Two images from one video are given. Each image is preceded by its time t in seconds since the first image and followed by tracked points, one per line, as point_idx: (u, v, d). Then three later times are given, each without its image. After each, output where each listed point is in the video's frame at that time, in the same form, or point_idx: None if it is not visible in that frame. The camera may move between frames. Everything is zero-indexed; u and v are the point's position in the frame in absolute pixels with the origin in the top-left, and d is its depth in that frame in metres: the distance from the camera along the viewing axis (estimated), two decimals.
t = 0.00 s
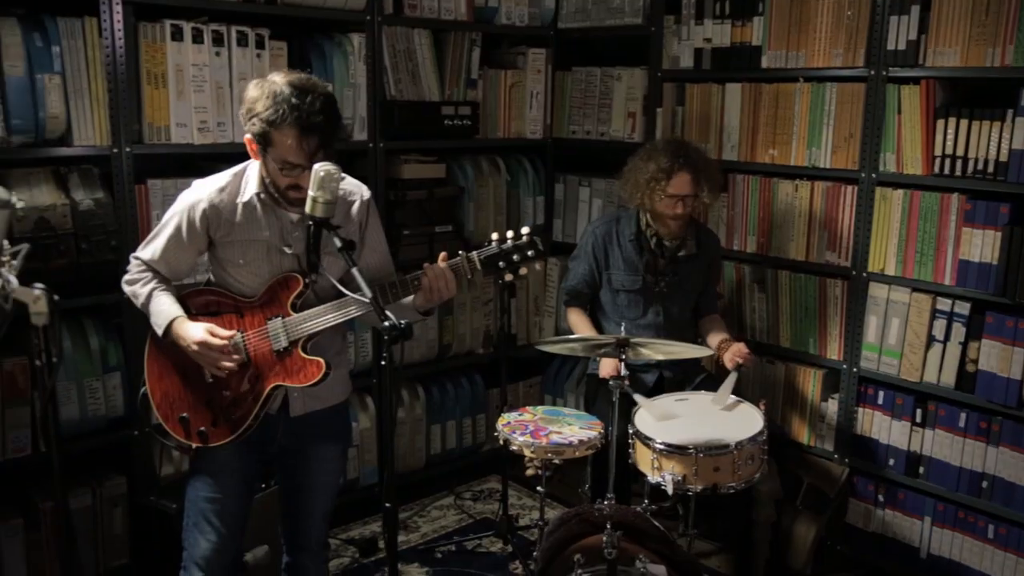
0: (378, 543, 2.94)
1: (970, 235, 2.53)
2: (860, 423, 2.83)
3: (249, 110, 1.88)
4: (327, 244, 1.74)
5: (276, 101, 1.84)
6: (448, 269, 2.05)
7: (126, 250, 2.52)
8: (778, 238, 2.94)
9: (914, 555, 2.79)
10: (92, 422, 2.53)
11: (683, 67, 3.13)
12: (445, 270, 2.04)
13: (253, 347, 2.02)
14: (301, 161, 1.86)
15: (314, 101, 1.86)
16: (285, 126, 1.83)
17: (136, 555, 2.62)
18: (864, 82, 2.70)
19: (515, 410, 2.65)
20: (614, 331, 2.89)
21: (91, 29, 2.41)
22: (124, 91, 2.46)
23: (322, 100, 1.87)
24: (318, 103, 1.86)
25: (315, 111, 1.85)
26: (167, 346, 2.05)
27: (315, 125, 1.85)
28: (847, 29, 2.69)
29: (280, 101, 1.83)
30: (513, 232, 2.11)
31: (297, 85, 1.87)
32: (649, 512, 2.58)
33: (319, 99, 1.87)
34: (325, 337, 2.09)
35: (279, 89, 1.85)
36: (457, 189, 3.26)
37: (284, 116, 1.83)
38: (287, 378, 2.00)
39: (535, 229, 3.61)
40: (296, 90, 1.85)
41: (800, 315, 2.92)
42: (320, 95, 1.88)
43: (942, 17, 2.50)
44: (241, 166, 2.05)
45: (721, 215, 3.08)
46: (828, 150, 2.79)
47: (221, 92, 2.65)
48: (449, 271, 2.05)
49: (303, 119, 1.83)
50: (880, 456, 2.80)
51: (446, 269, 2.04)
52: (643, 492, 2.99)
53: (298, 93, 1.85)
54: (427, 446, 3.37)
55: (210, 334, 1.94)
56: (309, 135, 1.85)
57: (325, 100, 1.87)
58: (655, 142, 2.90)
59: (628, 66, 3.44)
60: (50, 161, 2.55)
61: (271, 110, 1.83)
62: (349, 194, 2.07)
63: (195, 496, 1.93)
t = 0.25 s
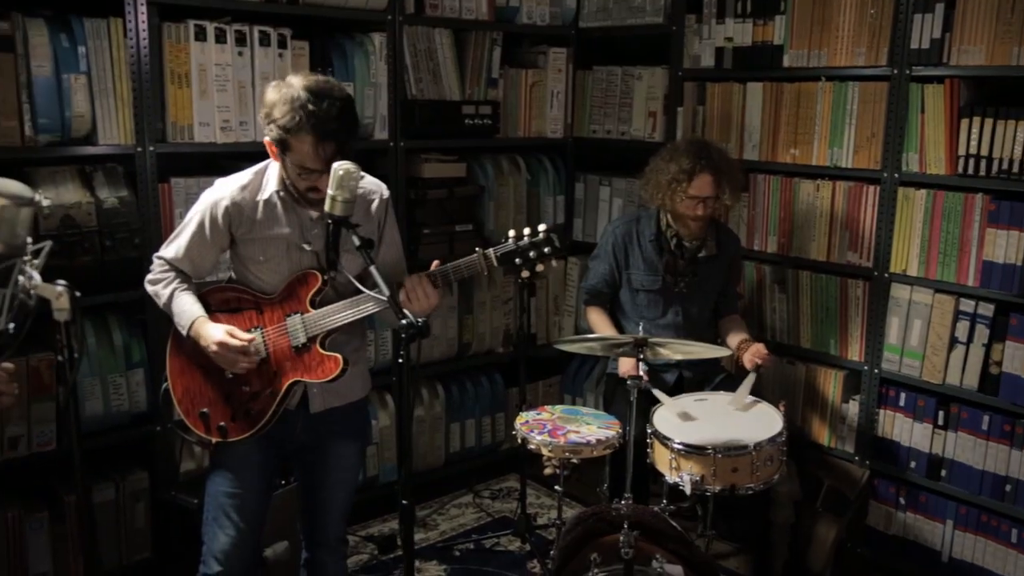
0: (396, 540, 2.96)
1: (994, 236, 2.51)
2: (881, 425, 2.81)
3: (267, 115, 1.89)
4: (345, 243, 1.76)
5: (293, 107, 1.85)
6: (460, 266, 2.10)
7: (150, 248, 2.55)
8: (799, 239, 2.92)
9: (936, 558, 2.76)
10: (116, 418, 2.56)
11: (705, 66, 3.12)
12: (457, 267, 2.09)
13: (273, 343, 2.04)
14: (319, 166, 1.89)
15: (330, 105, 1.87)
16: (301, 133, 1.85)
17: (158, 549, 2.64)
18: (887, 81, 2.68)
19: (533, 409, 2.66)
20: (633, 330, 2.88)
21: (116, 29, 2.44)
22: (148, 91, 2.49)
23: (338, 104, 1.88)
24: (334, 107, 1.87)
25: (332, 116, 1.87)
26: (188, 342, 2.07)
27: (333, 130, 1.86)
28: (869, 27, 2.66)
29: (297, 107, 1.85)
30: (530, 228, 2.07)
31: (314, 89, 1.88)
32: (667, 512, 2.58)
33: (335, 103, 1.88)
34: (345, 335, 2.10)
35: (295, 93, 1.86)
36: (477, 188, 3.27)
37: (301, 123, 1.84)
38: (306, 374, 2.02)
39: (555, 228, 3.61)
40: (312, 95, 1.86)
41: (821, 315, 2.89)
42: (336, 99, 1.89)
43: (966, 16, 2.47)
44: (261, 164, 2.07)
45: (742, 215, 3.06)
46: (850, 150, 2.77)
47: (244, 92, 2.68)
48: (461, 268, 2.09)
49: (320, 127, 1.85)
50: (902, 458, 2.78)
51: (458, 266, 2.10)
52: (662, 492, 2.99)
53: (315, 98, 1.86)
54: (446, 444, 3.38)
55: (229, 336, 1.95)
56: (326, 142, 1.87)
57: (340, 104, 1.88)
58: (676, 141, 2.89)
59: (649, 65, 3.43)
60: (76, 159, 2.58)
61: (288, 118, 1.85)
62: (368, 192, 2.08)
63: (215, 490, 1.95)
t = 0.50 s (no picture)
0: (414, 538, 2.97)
1: (1016, 237, 2.48)
2: (900, 427, 2.78)
3: (287, 122, 1.90)
4: (363, 242, 1.77)
5: (312, 116, 1.86)
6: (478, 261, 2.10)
7: (171, 245, 2.57)
8: (819, 239, 2.90)
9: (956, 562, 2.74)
10: (137, 414, 2.59)
11: (725, 65, 3.11)
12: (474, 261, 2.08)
13: (291, 339, 2.05)
14: (338, 173, 1.91)
15: (349, 113, 1.88)
16: (320, 140, 1.86)
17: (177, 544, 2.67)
18: (909, 80, 2.66)
19: (550, 408, 2.66)
20: (651, 330, 2.88)
21: (139, 29, 2.47)
22: (170, 90, 2.51)
23: (357, 110, 1.89)
24: (353, 116, 1.88)
25: (352, 123, 1.88)
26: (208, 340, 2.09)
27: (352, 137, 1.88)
28: (891, 26, 2.64)
29: (318, 115, 1.86)
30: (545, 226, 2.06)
31: (333, 96, 1.89)
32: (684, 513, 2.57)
33: (354, 110, 1.89)
34: (362, 333, 2.11)
35: (316, 100, 1.87)
36: (496, 187, 3.28)
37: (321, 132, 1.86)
38: (324, 370, 2.03)
39: (574, 228, 3.61)
40: (332, 102, 1.87)
41: (841, 316, 2.87)
42: (355, 106, 1.90)
43: (989, 14, 2.45)
44: (278, 165, 2.09)
45: (761, 215, 3.05)
46: (871, 150, 2.75)
47: (264, 91, 2.70)
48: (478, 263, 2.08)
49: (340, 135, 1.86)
50: (922, 460, 2.75)
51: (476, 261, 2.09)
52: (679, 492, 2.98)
53: (334, 106, 1.87)
54: (464, 442, 3.39)
55: (248, 332, 1.97)
56: (345, 147, 1.88)
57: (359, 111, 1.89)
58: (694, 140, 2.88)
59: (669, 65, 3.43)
60: (99, 157, 2.61)
61: (309, 126, 1.86)
62: (384, 190, 2.10)
63: (234, 486, 1.96)
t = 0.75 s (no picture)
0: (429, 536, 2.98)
1: None
2: (918, 429, 2.77)
3: (294, 120, 1.92)
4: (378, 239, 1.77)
5: (318, 116, 1.87)
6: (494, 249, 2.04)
7: (188, 244, 2.60)
8: (836, 239, 2.88)
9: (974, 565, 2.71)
10: (155, 410, 2.62)
11: (742, 64, 3.10)
12: (491, 254, 2.03)
13: (306, 334, 2.05)
14: (351, 165, 1.92)
15: (354, 113, 1.88)
16: (335, 139, 1.87)
17: (194, 540, 2.70)
18: (928, 79, 2.64)
19: (565, 407, 2.66)
20: (666, 330, 2.87)
21: (157, 29, 2.49)
22: (189, 90, 2.53)
23: (362, 111, 1.90)
24: (357, 116, 1.89)
25: (363, 118, 1.90)
26: (225, 338, 2.12)
27: (357, 137, 1.89)
28: (910, 24, 2.62)
29: (323, 115, 1.87)
30: (556, 217, 2.05)
31: (340, 96, 1.90)
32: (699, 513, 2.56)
33: (359, 111, 1.90)
34: (376, 330, 2.12)
35: (322, 100, 1.89)
36: (512, 186, 3.28)
37: (325, 131, 1.87)
38: (338, 365, 2.03)
39: (590, 227, 3.61)
40: (338, 102, 1.88)
41: (858, 317, 2.86)
42: (360, 107, 1.90)
43: (1010, 12, 2.42)
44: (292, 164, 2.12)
45: (778, 214, 3.03)
46: (889, 149, 2.73)
47: (282, 91, 2.71)
48: (496, 255, 2.04)
49: (343, 136, 1.87)
50: (940, 463, 2.73)
51: (492, 251, 2.04)
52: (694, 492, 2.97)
53: (339, 106, 1.88)
54: (479, 441, 3.40)
55: (263, 329, 1.99)
56: (350, 148, 1.89)
57: (363, 112, 1.89)
58: (710, 139, 2.87)
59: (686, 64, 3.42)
60: (119, 156, 2.63)
61: (313, 125, 1.87)
62: (395, 187, 2.11)
63: (251, 481, 1.98)
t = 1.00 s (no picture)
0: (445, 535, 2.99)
1: None
2: (938, 431, 2.74)
3: (308, 121, 1.96)
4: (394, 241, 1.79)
5: (326, 120, 1.91)
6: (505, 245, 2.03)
7: (208, 242, 2.62)
8: (855, 239, 2.87)
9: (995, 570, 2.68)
10: (174, 408, 2.64)
11: (761, 64, 3.08)
12: (501, 250, 2.02)
13: (322, 331, 2.07)
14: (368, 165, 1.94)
15: (360, 122, 1.90)
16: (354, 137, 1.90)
17: (213, 536, 2.72)
18: (949, 79, 2.62)
19: (581, 407, 2.66)
20: (683, 331, 2.87)
21: (179, 30, 2.51)
22: (209, 90, 2.56)
23: (369, 120, 1.91)
24: (363, 126, 1.90)
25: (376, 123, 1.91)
26: (244, 336, 2.15)
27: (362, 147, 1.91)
28: (931, 24, 2.60)
29: (330, 120, 1.90)
30: (568, 213, 2.03)
31: (351, 102, 1.92)
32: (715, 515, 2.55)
33: (367, 120, 1.91)
34: (392, 329, 2.13)
35: (332, 105, 1.91)
36: (530, 186, 3.28)
37: (330, 136, 1.91)
38: (353, 361, 2.04)
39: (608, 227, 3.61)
40: (346, 109, 1.90)
41: (877, 319, 2.84)
42: (368, 116, 1.91)
43: None
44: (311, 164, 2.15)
45: (797, 214, 3.02)
46: (909, 150, 2.71)
47: (301, 91, 2.73)
48: (507, 252, 2.02)
49: (346, 145, 1.90)
50: (960, 466, 2.70)
51: (502, 248, 2.02)
52: (710, 494, 2.97)
53: (348, 114, 1.90)
54: (496, 440, 3.40)
55: (281, 330, 2.01)
56: (352, 155, 1.92)
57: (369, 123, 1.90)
58: (728, 139, 2.86)
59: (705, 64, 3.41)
60: (140, 156, 2.66)
61: (321, 129, 1.91)
62: (411, 187, 2.13)
63: (268, 477, 1.99)
